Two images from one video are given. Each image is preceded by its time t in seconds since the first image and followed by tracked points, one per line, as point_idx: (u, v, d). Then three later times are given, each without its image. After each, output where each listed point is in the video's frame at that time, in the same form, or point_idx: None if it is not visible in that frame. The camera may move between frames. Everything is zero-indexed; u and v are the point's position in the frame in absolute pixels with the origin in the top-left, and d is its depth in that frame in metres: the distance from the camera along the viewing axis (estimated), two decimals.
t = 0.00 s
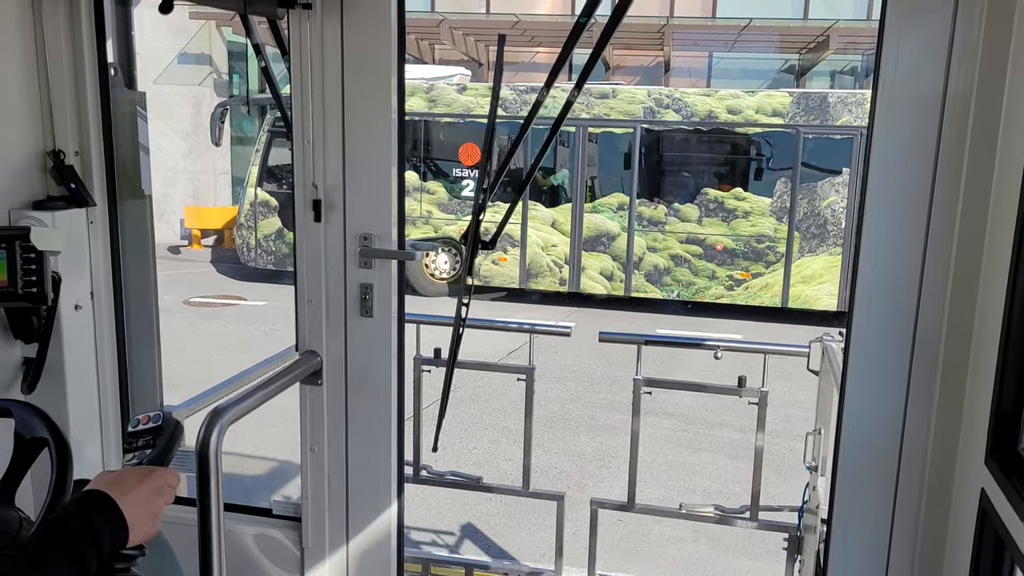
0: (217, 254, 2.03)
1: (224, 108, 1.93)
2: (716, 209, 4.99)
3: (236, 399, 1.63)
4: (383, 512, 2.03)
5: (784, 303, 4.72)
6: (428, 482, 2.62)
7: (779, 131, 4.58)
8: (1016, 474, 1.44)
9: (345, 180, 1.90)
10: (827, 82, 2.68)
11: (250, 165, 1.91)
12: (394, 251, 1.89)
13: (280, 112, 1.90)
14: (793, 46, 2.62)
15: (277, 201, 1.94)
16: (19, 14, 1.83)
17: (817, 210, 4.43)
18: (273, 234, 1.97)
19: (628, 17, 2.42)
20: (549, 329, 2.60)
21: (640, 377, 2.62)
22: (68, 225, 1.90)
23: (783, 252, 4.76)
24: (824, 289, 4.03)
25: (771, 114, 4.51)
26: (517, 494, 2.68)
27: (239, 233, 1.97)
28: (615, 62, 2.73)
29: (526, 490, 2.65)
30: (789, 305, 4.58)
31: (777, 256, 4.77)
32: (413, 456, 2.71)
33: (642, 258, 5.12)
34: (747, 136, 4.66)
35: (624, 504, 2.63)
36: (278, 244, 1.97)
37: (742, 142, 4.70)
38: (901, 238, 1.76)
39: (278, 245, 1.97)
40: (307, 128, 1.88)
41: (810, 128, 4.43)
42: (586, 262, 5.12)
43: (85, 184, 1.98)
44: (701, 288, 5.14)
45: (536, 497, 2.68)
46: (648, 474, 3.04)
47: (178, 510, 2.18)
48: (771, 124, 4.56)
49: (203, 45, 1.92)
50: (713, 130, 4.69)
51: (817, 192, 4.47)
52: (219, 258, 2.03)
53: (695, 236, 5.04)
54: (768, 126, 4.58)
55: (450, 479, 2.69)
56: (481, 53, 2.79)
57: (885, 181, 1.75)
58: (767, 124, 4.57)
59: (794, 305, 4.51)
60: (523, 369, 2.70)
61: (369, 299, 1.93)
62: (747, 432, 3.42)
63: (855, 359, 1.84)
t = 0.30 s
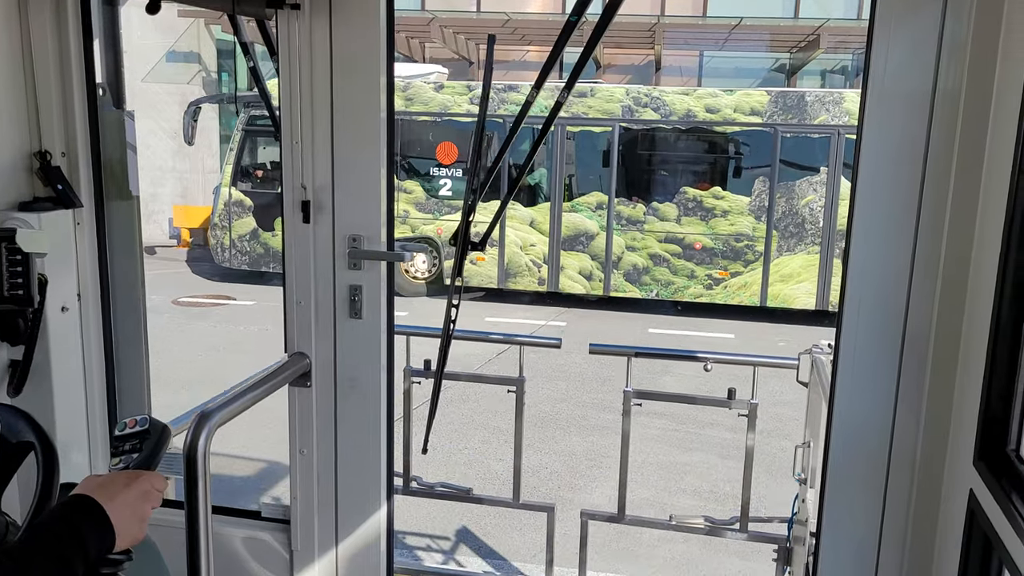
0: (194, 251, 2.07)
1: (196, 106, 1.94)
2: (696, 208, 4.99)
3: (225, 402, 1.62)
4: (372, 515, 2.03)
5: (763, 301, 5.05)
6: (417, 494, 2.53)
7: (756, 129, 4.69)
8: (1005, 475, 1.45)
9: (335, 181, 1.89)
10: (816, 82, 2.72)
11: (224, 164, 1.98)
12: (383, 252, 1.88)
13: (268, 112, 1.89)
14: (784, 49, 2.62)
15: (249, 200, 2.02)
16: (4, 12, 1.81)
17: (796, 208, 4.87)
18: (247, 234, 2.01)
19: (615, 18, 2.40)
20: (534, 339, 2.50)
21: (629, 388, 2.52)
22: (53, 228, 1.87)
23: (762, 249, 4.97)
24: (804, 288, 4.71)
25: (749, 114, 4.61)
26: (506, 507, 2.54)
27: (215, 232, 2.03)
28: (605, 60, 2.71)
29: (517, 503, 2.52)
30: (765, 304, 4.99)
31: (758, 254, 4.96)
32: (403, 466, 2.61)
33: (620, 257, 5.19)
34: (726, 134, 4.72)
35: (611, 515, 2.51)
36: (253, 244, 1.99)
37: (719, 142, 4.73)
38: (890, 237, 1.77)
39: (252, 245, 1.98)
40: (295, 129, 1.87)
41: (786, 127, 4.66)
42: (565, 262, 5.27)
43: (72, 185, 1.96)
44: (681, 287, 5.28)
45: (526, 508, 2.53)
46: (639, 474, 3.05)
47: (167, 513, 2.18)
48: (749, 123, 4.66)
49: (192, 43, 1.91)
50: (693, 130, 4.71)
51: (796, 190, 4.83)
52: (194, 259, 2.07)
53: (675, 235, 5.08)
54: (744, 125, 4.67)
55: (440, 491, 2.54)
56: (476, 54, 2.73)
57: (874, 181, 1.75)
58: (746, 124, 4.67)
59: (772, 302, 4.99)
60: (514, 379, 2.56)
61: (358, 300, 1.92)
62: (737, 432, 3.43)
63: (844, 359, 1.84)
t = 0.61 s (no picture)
0: (172, 257, 2.05)
1: (172, 113, 1.92)
2: (677, 209, 4.92)
3: (216, 411, 1.62)
4: (365, 522, 2.03)
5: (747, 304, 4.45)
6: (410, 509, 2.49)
7: (738, 133, 4.48)
8: (994, 478, 1.46)
9: (326, 189, 1.89)
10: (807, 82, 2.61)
11: (203, 169, 1.95)
12: (375, 260, 1.88)
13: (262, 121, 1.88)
14: (773, 49, 2.62)
15: (226, 204, 2.02)
16: None
17: (777, 208, 4.28)
18: (225, 239, 2.02)
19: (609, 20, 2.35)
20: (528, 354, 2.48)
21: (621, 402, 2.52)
22: (44, 238, 1.89)
23: (744, 251, 4.46)
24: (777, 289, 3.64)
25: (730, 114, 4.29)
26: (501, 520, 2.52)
27: (193, 237, 2.04)
28: (597, 62, 2.68)
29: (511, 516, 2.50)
30: (746, 304, 4.35)
31: (738, 254, 4.45)
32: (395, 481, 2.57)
33: (603, 259, 5.12)
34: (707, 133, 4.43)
35: (605, 528, 2.48)
36: (231, 248, 2.01)
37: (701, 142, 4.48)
38: (880, 240, 1.77)
39: (231, 250, 2.01)
40: (286, 136, 1.87)
41: (767, 127, 4.34)
42: (547, 263, 5.02)
43: (63, 195, 1.97)
44: (665, 289, 5.08)
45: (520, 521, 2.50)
46: (633, 477, 3.06)
47: (160, 521, 2.18)
48: (730, 124, 4.37)
49: (184, 47, 1.88)
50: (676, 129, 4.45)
51: (778, 190, 4.28)
52: (173, 266, 2.06)
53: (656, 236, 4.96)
54: (725, 123, 4.35)
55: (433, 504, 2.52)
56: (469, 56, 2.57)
57: (864, 183, 1.75)
58: (727, 124, 4.38)
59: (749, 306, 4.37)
60: (508, 395, 2.54)
61: (350, 308, 1.93)
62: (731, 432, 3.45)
63: (835, 362, 1.84)
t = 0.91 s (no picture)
0: (154, 271, 2.05)
1: (150, 124, 1.96)
2: (660, 219, 4.79)
3: (206, 429, 1.62)
4: (357, 538, 2.04)
5: (727, 311, 4.79)
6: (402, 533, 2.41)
7: (720, 140, 4.42)
8: (982, 489, 1.46)
9: (315, 204, 1.90)
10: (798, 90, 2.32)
11: (181, 182, 1.96)
12: (365, 275, 1.89)
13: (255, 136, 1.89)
14: (765, 60, 2.47)
15: (206, 219, 1.95)
16: None
17: (760, 217, 4.52)
18: (205, 253, 2.00)
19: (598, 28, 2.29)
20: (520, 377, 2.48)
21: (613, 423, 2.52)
22: (32, 257, 1.91)
23: (726, 260, 4.71)
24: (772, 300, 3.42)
25: (711, 123, 4.29)
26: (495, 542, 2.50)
27: (171, 252, 2.02)
28: (590, 72, 2.70)
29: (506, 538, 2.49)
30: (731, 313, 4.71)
31: (722, 264, 4.66)
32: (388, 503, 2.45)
33: (586, 269, 5.01)
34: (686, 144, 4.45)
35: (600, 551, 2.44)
36: (211, 262, 2.01)
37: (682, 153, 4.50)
38: (867, 251, 1.77)
39: (210, 264, 2.01)
40: (275, 152, 1.87)
41: (749, 138, 4.36)
42: (529, 274, 4.86)
43: (52, 212, 1.97)
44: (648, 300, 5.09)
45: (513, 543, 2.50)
46: (627, 487, 3.06)
47: (152, 538, 2.18)
48: (710, 133, 4.37)
49: (175, 61, 1.90)
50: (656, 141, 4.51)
51: (761, 200, 4.48)
52: (157, 286, 2.07)
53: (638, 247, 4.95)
54: (704, 133, 4.36)
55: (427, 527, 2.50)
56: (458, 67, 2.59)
57: (851, 194, 1.75)
58: (708, 133, 4.38)
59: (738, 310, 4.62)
60: (499, 419, 2.56)
61: (341, 323, 1.93)
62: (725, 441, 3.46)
63: (824, 373, 1.84)
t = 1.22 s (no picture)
0: (137, 278, 2.05)
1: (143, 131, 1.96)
2: (644, 225, 4.86)
3: (200, 437, 1.61)
4: (352, 547, 2.03)
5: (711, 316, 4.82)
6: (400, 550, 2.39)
7: (702, 146, 4.54)
8: (978, 494, 1.46)
9: (309, 212, 1.90)
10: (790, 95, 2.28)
11: (162, 190, 1.96)
12: (359, 283, 1.89)
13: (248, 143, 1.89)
14: (756, 65, 2.39)
15: (187, 226, 1.99)
16: None
17: (744, 222, 4.63)
18: (186, 261, 2.02)
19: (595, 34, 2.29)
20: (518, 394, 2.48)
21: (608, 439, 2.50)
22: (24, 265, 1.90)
23: (710, 264, 4.76)
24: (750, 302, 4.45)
25: (694, 129, 4.45)
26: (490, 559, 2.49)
27: (153, 260, 2.03)
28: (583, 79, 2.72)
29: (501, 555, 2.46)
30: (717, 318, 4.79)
31: (707, 269, 4.75)
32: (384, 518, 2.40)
33: (569, 275, 5.05)
34: (669, 148, 4.54)
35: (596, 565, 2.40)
36: (192, 271, 2.03)
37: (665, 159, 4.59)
38: (860, 256, 1.77)
39: (192, 273, 2.03)
40: (269, 159, 1.87)
41: (733, 144, 4.45)
42: (513, 279, 5.00)
43: (45, 220, 1.96)
44: (632, 304, 5.05)
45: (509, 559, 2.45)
46: (622, 492, 3.07)
47: (146, 548, 2.17)
48: (693, 139, 4.51)
49: (168, 68, 1.90)
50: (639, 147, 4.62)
51: (744, 205, 4.64)
52: (144, 303, 2.07)
53: (624, 251, 4.93)
54: (687, 137, 4.49)
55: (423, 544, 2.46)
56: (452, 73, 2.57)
57: (843, 199, 1.76)
58: (691, 139, 4.53)
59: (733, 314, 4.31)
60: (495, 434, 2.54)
61: (335, 331, 1.94)
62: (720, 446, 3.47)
63: (818, 378, 1.84)
